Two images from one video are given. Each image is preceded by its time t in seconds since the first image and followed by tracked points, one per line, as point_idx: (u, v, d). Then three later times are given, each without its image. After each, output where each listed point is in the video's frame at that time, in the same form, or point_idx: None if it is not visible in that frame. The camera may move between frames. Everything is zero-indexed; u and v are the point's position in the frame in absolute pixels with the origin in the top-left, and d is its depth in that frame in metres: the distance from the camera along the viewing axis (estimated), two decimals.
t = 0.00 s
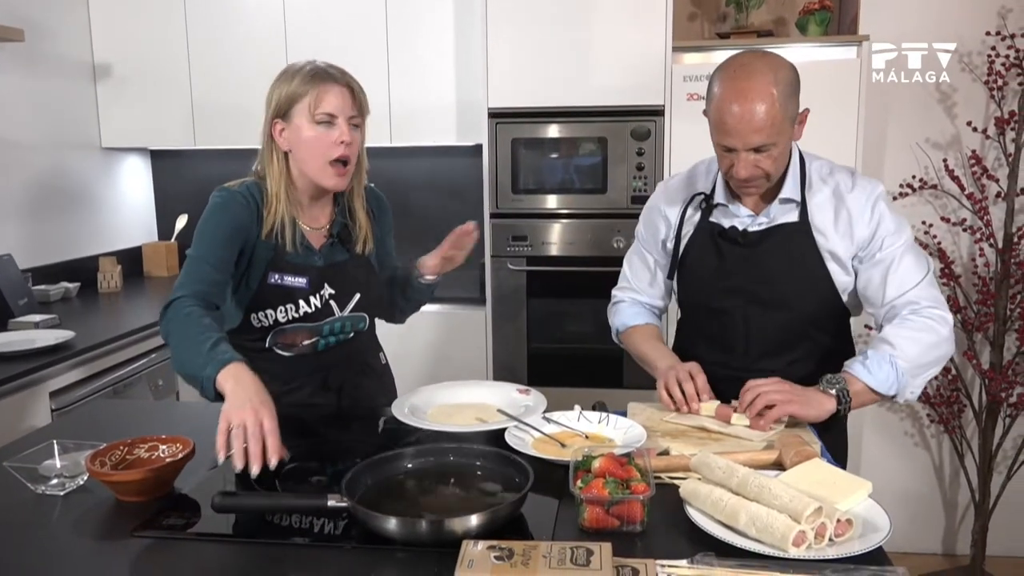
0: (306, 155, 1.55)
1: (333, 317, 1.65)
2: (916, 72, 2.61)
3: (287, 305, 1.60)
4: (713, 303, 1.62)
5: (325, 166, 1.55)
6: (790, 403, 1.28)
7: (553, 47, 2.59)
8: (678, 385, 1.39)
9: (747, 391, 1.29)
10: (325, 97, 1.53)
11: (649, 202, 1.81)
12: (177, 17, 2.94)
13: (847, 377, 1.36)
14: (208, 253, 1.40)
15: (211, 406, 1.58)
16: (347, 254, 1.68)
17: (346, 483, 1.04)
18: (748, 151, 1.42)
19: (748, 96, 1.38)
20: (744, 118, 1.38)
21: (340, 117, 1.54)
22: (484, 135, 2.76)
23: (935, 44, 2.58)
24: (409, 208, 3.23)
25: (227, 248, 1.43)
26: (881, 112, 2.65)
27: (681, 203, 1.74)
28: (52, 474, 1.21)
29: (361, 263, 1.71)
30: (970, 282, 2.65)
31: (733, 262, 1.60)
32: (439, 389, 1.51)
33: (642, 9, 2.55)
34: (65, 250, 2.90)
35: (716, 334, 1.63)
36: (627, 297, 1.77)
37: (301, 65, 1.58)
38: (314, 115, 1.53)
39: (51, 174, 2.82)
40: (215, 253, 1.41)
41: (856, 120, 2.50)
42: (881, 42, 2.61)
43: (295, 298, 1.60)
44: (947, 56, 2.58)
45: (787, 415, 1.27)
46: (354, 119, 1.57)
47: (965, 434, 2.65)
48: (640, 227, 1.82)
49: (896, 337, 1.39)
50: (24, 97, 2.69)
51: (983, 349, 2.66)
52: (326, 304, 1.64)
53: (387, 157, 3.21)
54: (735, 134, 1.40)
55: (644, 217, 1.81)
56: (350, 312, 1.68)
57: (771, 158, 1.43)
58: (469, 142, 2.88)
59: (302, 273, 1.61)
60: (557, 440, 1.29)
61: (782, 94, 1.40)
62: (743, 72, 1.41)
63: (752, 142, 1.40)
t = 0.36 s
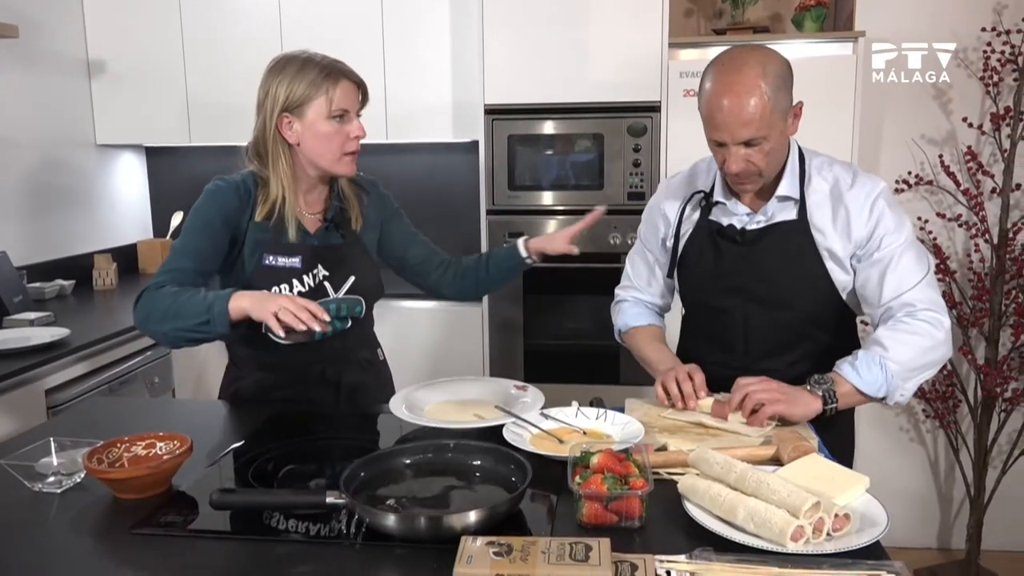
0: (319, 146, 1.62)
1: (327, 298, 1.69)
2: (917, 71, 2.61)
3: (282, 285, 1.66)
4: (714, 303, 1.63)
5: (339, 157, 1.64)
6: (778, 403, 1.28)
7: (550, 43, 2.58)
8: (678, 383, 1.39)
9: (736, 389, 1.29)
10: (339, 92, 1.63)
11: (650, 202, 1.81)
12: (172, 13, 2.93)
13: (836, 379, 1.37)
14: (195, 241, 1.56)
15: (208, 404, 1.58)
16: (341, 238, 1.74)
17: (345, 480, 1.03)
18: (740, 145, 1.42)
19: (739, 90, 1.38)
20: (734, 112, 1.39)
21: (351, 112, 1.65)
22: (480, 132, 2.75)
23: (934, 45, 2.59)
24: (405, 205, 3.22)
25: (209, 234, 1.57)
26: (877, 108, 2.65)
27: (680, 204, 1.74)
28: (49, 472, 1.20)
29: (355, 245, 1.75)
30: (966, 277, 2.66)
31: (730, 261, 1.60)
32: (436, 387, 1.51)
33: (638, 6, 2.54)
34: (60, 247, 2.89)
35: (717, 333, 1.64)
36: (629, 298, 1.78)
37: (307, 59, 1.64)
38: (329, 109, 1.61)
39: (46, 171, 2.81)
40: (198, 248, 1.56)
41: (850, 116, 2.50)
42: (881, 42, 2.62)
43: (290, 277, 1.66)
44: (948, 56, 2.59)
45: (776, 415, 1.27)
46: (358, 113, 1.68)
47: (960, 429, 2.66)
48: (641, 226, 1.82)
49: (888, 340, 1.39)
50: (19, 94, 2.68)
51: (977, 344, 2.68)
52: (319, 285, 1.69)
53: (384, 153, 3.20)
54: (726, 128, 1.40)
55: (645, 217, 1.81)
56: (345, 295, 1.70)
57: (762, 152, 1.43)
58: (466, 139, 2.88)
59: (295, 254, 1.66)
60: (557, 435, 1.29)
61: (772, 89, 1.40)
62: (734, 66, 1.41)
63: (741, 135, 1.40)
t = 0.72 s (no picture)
0: (311, 141, 1.62)
1: (319, 295, 1.70)
2: (916, 71, 2.62)
3: (271, 280, 1.67)
4: (709, 303, 1.63)
5: (331, 152, 1.64)
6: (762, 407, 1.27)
7: (543, 44, 2.59)
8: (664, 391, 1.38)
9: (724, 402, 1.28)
10: (335, 89, 1.63)
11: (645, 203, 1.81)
12: (165, 12, 2.92)
13: (823, 377, 1.36)
14: (184, 245, 1.57)
15: (200, 404, 1.57)
16: (333, 236, 1.73)
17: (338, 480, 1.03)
18: (734, 139, 1.42)
19: (733, 85, 1.39)
20: (728, 106, 1.39)
21: (347, 109, 1.65)
22: (473, 132, 2.76)
23: (934, 45, 2.60)
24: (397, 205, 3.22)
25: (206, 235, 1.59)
26: (868, 110, 2.67)
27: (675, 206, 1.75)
28: (41, 472, 1.20)
29: (348, 244, 1.75)
30: (956, 278, 2.67)
31: (726, 262, 1.61)
32: (429, 386, 1.51)
33: (631, 7, 2.55)
34: (51, 247, 2.88)
35: (712, 334, 1.65)
36: (622, 298, 1.79)
37: (306, 56, 1.65)
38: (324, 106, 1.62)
39: (37, 170, 2.79)
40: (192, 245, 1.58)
41: (842, 117, 2.51)
42: (881, 42, 2.63)
43: (280, 273, 1.68)
44: (947, 56, 2.60)
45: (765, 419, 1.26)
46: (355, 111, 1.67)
47: (950, 429, 2.68)
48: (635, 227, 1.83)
49: (876, 341, 1.40)
50: (11, 93, 2.67)
51: (967, 344, 2.70)
52: (309, 281, 1.70)
53: (376, 154, 3.20)
54: (720, 122, 1.41)
55: (639, 218, 1.82)
56: (337, 292, 1.71)
57: (756, 147, 1.43)
58: (459, 139, 2.88)
59: (286, 249, 1.68)
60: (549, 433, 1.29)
61: (767, 84, 1.41)
62: (728, 61, 1.42)
63: (735, 130, 1.40)
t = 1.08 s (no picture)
0: (287, 141, 1.72)
1: (322, 294, 1.78)
2: (916, 72, 2.63)
3: (277, 273, 1.75)
4: (709, 304, 1.63)
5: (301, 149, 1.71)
6: (748, 390, 1.32)
7: (542, 48, 2.59)
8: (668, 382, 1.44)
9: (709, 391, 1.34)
10: (300, 86, 1.69)
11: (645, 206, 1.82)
12: (164, 16, 2.93)
13: (809, 366, 1.39)
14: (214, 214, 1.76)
15: (200, 408, 1.58)
16: (343, 238, 1.81)
17: (339, 484, 1.03)
18: (733, 130, 1.44)
19: (735, 75, 1.42)
20: (728, 96, 1.42)
21: (314, 105, 1.69)
22: (472, 136, 2.76)
23: (934, 45, 2.61)
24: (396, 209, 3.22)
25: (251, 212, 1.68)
26: (866, 114, 2.67)
27: (675, 207, 1.76)
28: (42, 477, 1.20)
29: (356, 246, 1.82)
30: (954, 282, 2.68)
31: (726, 262, 1.61)
32: (429, 390, 1.51)
33: (629, 13, 2.56)
34: (50, 251, 2.88)
35: (710, 335, 1.65)
36: (624, 301, 1.79)
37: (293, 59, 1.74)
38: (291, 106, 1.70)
39: (36, 174, 2.80)
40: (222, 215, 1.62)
41: (840, 121, 2.52)
42: (881, 42, 2.63)
43: (286, 266, 1.76)
44: (947, 56, 2.60)
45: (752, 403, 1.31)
46: (330, 106, 1.71)
47: (949, 432, 2.69)
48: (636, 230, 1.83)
49: (867, 333, 1.42)
50: (11, 98, 2.68)
51: (966, 347, 2.69)
52: (314, 278, 1.77)
53: (375, 158, 3.21)
54: (720, 113, 1.43)
55: (640, 221, 1.82)
56: (340, 292, 1.79)
57: (755, 138, 1.45)
58: (458, 143, 2.89)
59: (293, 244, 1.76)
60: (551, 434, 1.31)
61: (767, 78, 1.44)
62: (727, 56, 1.45)
63: (734, 120, 1.43)
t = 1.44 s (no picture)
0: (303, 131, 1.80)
1: (325, 284, 1.84)
2: (916, 71, 2.64)
3: (283, 260, 1.81)
4: (704, 297, 1.64)
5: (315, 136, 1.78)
6: (746, 403, 1.32)
7: (539, 49, 2.60)
8: (667, 389, 1.41)
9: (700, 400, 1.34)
10: (318, 81, 1.79)
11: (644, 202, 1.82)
12: (160, 14, 2.93)
13: (797, 374, 1.40)
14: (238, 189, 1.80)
15: (195, 407, 1.57)
16: (349, 233, 1.87)
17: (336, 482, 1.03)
18: (737, 116, 1.48)
19: (745, 65, 1.47)
20: (735, 81, 1.46)
21: (331, 97, 1.79)
22: (468, 136, 2.76)
23: (934, 45, 2.62)
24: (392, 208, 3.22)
25: (265, 193, 1.73)
26: (861, 115, 2.68)
27: (671, 201, 1.77)
28: (37, 475, 1.20)
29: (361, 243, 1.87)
30: (948, 283, 2.68)
31: (720, 256, 1.62)
32: (423, 389, 1.51)
33: (626, 14, 2.56)
34: (45, 249, 2.87)
35: (705, 330, 1.65)
36: (620, 298, 1.77)
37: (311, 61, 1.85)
38: (309, 98, 1.79)
39: (31, 173, 2.79)
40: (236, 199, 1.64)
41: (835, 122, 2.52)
42: (880, 42, 2.64)
43: (292, 254, 1.82)
44: (947, 56, 2.62)
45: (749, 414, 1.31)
46: (346, 99, 1.80)
47: (943, 433, 2.70)
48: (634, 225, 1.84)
49: (853, 339, 1.42)
50: (7, 96, 2.67)
51: (959, 348, 2.70)
52: (319, 268, 1.84)
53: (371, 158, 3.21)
54: (727, 97, 1.47)
55: (637, 217, 1.83)
56: (342, 285, 1.85)
57: (756, 128, 1.49)
58: (454, 142, 2.89)
59: (300, 234, 1.83)
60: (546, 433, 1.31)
61: (774, 71, 1.49)
62: (738, 45, 1.50)
63: (739, 106, 1.47)
